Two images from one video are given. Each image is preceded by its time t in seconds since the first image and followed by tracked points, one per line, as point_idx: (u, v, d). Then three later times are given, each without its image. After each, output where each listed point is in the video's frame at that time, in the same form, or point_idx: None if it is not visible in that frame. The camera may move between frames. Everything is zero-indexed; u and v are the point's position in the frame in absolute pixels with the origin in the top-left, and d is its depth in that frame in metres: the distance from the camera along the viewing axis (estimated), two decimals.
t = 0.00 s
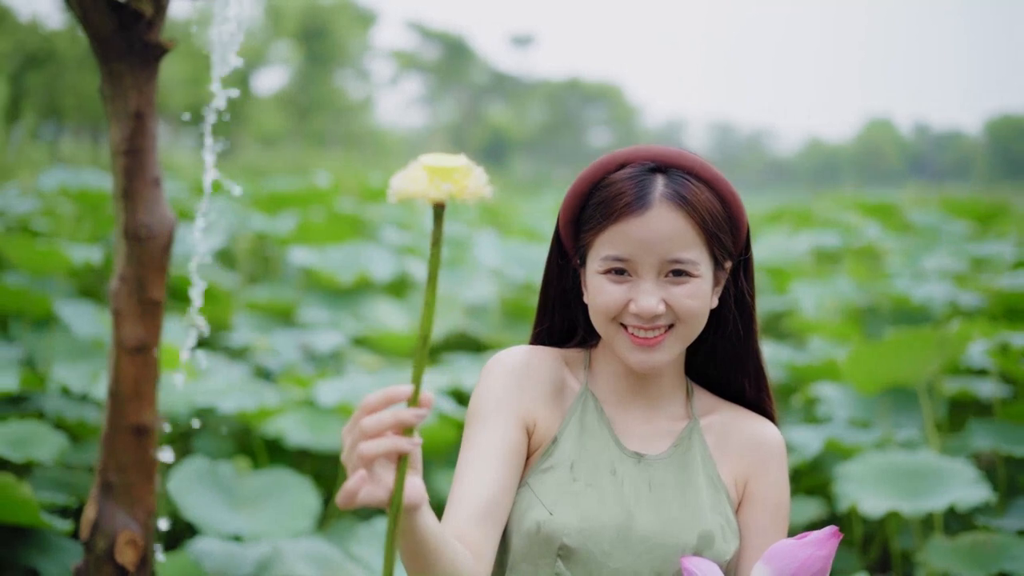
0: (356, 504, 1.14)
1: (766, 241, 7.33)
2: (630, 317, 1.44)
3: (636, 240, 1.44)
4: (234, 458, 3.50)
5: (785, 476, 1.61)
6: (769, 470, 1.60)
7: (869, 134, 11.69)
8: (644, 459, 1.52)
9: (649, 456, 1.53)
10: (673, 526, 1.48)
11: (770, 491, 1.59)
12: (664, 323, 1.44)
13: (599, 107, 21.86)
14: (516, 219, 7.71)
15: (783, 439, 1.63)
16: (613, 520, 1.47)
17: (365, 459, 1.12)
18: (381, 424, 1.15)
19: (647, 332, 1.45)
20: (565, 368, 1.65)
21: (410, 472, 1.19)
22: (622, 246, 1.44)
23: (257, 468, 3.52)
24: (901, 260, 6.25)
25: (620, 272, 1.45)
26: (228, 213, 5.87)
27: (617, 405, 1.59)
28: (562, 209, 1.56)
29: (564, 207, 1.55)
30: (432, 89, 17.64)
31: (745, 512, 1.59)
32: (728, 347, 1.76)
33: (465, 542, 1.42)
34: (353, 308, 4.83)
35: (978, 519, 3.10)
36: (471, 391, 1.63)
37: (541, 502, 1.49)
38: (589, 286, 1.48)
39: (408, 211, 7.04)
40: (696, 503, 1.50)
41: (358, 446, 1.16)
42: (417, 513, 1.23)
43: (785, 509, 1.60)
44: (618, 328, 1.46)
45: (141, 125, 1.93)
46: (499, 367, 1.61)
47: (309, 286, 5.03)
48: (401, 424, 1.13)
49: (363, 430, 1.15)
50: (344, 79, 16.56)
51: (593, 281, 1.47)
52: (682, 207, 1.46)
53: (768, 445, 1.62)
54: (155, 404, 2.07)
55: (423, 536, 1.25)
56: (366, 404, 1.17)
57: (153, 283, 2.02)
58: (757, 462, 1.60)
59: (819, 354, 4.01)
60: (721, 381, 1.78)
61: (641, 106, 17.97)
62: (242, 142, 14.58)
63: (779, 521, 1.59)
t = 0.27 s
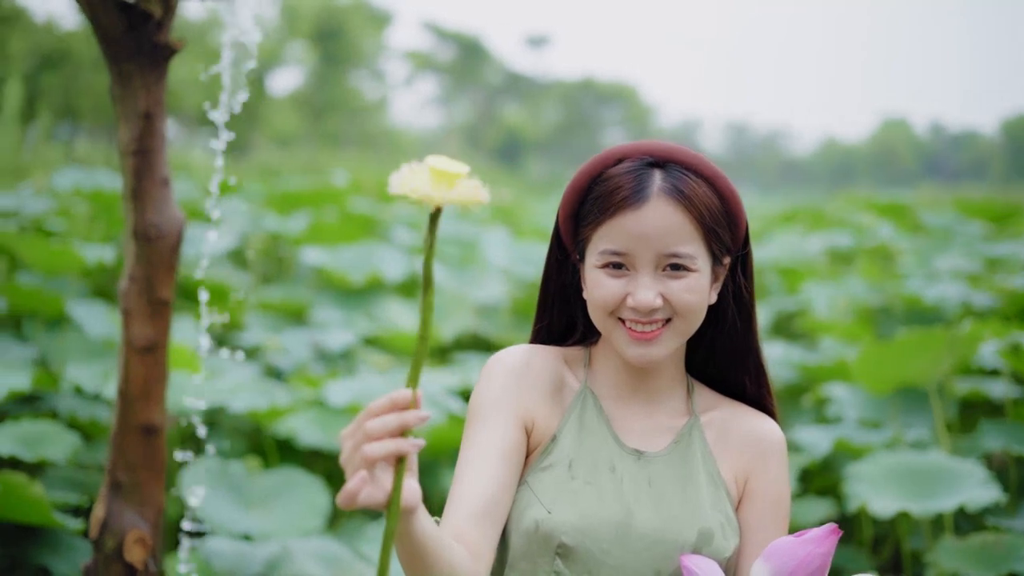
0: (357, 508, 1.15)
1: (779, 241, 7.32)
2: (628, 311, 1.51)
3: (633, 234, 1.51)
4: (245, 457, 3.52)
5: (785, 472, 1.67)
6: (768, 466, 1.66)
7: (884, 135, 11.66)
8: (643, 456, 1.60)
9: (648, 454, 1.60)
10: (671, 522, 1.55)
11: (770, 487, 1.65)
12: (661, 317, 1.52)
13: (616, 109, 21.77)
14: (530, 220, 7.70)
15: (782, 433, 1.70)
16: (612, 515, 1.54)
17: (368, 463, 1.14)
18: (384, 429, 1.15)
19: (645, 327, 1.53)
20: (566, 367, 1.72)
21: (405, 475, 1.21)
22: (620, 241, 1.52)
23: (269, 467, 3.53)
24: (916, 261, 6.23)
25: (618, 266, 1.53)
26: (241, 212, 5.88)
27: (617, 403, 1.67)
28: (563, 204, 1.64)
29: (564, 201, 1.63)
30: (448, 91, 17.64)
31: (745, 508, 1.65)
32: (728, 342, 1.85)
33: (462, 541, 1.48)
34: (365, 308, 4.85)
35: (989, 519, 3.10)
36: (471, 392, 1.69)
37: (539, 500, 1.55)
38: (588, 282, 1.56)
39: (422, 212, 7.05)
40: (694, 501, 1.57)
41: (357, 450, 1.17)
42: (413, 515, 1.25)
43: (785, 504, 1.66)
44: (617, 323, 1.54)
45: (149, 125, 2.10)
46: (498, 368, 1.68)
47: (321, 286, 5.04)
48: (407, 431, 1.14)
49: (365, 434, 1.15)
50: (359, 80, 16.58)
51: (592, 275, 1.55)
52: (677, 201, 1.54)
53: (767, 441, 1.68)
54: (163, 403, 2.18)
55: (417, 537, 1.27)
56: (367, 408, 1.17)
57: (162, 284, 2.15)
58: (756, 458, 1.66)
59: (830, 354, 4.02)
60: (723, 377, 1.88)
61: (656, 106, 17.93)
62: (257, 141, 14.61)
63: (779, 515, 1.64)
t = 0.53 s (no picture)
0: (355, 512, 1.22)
1: (794, 241, 7.30)
2: (621, 299, 1.55)
3: (626, 221, 1.55)
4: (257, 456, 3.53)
5: (784, 464, 1.71)
6: (768, 459, 1.70)
7: (902, 136, 11.63)
8: (642, 451, 1.63)
9: (647, 448, 1.63)
10: (669, 517, 1.58)
11: (769, 480, 1.69)
12: (654, 306, 1.55)
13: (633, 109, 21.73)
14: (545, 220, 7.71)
15: (782, 426, 1.74)
16: (611, 511, 1.58)
17: (368, 469, 1.19)
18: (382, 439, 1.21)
19: (638, 315, 1.56)
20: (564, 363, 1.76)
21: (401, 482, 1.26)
22: (613, 228, 1.56)
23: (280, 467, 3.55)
24: (930, 260, 6.21)
25: (612, 254, 1.57)
26: (255, 213, 5.89)
27: (615, 396, 1.71)
28: (562, 194, 1.68)
29: (563, 192, 1.67)
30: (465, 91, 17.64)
31: (745, 502, 1.69)
32: (727, 335, 1.89)
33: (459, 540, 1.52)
34: (378, 309, 4.86)
35: (1001, 519, 3.10)
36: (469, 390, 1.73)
37: (538, 498, 1.59)
38: (583, 270, 1.60)
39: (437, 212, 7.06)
40: (693, 495, 1.60)
41: (357, 456, 1.22)
42: (407, 519, 1.31)
43: (785, 496, 1.70)
44: (610, 311, 1.57)
45: (160, 125, 2.11)
46: (495, 366, 1.72)
47: (334, 285, 5.05)
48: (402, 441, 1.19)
49: (366, 441, 1.20)
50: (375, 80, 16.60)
51: (587, 263, 1.59)
52: (671, 188, 1.57)
53: (766, 435, 1.71)
54: (173, 402, 2.19)
55: (410, 541, 1.33)
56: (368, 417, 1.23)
57: (172, 284, 2.15)
58: (755, 452, 1.70)
59: (841, 355, 4.02)
60: (721, 370, 1.91)
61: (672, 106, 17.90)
62: (274, 142, 14.63)
63: (778, 508, 1.68)
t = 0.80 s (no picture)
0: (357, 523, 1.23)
1: (805, 241, 7.31)
2: (616, 290, 1.55)
3: (621, 212, 1.56)
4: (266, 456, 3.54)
5: (784, 456, 1.70)
6: (768, 452, 1.69)
7: (915, 135, 11.62)
8: (642, 447, 1.62)
9: (647, 445, 1.63)
10: (668, 514, 1.57)
11: (768, 473, 1.68)
12: (648, 298, 1.55)
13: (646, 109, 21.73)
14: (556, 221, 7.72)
15: (782, 420, 1.73)
16: (610, 509, 1.57)
17: (369, 479, 1.21)
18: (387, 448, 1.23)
19: (632, 307, 1.55)
20: (563, 361, 1.75)
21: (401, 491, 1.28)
22: (608, 220, 1.56)
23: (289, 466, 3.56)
24: (941, 261, 6.20)
25: (607, 246, 1.57)
26: (267, 213, 5.92)
27: (614, 392, 1.70)
28: (560, 189, 1.69)
29: (560, 185, 1.68)
30: (478, 92, 17.67)
31: (745, 496, 1.68)
32: (725, 330, 1.88)
33: (456, 539, 1.52)
34: (389, 308, 4.87)
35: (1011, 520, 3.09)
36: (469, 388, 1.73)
37: (538, 497, 1.59)
38: (578, 262, 1.60)
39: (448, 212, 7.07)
40: (694, 491, 1.60)
41: (358, 465, 1.24)
42: (406, 527, 1.33)
43: (785, 491, 1.69)
44: (605, 304, 1.57)
45: (168, 125, 2.12)
46: (494, 365, 1.71)
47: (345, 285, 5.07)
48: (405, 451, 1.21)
49: (367, 451, 1.22)
50: (389, 81, 16.63)
51: (583, 255, 1.59)
52: (667, 180, 1.58)
53: (766, 430, 1.70)
54: (181, 401, 2.20)
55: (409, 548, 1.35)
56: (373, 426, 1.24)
57: (180, 283, 2.17)
58: (755, 448, 1.69)
59: (851, 356, 4.02)
60: (721, 364, 1.90)
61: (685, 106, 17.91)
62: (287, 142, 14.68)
63: (777, 504, 1.67)
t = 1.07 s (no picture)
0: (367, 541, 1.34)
1: (817, 242, 7.31)
2: (611, 284, 1.56)
3: (616, 206, 1.57)
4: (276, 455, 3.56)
5: (784, 451, 1.71)
6: (768, 447, 1.70)
7: (928, 135, 11.59)
8: (643, 444, 1.62)
9: (647, 441, 1.63)
10: (670, 511, 1.57)
11: (768, 467, 1.69)
12: (643, 292, 1.56)
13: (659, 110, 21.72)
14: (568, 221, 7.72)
15: (781, 415, 1.74)
16: (612, 507, 1.57)
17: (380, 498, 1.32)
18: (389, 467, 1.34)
19: (628, 300, 1.57)
20: (562, 359, 1.76)
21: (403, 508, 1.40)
22: (603, 214, 1.58)
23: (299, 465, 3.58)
24: (953, 261, 6.19)
25: (602, 240, 1.58)
26: (279, 213, 5.94)
27: (613, 391, 1.71)
28: (559, 182, 1.70)
29: (558, 180, 1.69)
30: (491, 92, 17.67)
31: (746, 491, 1.69)
32: (723, 325, 1.89)
33: (452, 546, 1.55)
34: (399, 308, 4.88)
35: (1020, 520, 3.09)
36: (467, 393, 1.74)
37: (540, 497, 1.59)
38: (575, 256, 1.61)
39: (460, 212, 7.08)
40: (695, 487, 1.60)
41: (364, 487, 1.35)
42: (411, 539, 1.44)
43: (785, 486, 1.70)
44: (601, 297, 1.58)
45: (177, 126, 2.13)
46: (494, 367, 1.72)
47: (356, 286, 5.09)
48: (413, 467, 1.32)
49: (373, 474, 1.33)
50: (401, 81, 16.65)
51: (579, 250, 1.61)
52: (662, 174, 1.59)
53: (765, 424, 1.71)
54: (190, 401, 2.21)
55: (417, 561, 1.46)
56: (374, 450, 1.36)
57: (188, 282, 2.18)
58: (755, 442, 1.70)
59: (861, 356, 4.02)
60: (720, 359, 1.91)
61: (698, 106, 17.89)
62: (300, 143, 14.70)
63: (777, 499, 1.68)
